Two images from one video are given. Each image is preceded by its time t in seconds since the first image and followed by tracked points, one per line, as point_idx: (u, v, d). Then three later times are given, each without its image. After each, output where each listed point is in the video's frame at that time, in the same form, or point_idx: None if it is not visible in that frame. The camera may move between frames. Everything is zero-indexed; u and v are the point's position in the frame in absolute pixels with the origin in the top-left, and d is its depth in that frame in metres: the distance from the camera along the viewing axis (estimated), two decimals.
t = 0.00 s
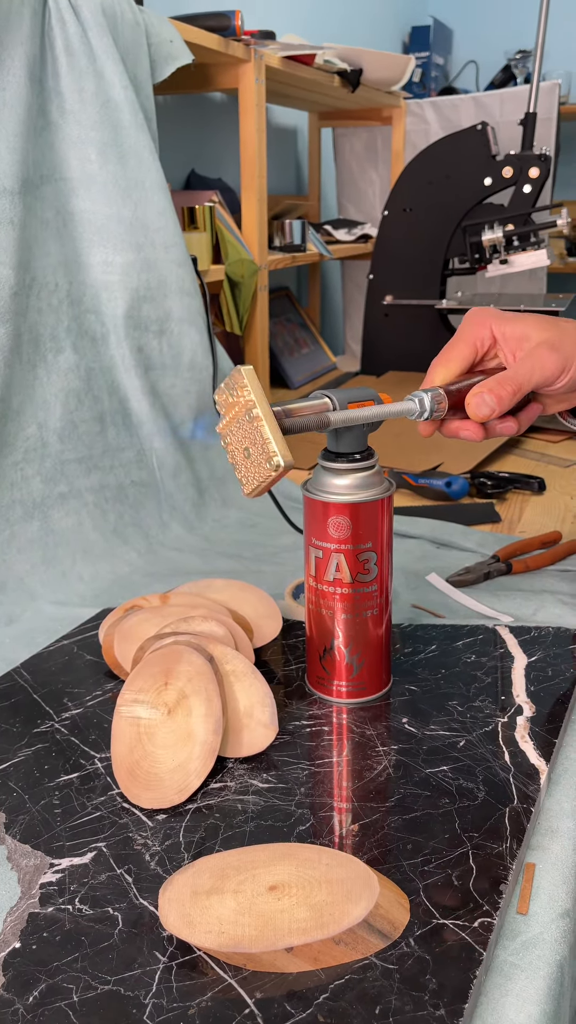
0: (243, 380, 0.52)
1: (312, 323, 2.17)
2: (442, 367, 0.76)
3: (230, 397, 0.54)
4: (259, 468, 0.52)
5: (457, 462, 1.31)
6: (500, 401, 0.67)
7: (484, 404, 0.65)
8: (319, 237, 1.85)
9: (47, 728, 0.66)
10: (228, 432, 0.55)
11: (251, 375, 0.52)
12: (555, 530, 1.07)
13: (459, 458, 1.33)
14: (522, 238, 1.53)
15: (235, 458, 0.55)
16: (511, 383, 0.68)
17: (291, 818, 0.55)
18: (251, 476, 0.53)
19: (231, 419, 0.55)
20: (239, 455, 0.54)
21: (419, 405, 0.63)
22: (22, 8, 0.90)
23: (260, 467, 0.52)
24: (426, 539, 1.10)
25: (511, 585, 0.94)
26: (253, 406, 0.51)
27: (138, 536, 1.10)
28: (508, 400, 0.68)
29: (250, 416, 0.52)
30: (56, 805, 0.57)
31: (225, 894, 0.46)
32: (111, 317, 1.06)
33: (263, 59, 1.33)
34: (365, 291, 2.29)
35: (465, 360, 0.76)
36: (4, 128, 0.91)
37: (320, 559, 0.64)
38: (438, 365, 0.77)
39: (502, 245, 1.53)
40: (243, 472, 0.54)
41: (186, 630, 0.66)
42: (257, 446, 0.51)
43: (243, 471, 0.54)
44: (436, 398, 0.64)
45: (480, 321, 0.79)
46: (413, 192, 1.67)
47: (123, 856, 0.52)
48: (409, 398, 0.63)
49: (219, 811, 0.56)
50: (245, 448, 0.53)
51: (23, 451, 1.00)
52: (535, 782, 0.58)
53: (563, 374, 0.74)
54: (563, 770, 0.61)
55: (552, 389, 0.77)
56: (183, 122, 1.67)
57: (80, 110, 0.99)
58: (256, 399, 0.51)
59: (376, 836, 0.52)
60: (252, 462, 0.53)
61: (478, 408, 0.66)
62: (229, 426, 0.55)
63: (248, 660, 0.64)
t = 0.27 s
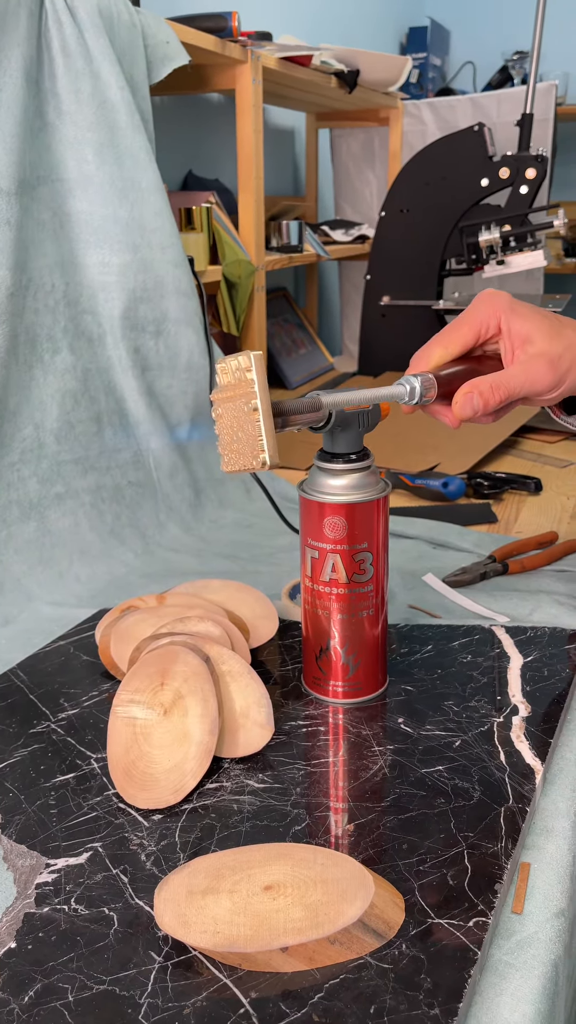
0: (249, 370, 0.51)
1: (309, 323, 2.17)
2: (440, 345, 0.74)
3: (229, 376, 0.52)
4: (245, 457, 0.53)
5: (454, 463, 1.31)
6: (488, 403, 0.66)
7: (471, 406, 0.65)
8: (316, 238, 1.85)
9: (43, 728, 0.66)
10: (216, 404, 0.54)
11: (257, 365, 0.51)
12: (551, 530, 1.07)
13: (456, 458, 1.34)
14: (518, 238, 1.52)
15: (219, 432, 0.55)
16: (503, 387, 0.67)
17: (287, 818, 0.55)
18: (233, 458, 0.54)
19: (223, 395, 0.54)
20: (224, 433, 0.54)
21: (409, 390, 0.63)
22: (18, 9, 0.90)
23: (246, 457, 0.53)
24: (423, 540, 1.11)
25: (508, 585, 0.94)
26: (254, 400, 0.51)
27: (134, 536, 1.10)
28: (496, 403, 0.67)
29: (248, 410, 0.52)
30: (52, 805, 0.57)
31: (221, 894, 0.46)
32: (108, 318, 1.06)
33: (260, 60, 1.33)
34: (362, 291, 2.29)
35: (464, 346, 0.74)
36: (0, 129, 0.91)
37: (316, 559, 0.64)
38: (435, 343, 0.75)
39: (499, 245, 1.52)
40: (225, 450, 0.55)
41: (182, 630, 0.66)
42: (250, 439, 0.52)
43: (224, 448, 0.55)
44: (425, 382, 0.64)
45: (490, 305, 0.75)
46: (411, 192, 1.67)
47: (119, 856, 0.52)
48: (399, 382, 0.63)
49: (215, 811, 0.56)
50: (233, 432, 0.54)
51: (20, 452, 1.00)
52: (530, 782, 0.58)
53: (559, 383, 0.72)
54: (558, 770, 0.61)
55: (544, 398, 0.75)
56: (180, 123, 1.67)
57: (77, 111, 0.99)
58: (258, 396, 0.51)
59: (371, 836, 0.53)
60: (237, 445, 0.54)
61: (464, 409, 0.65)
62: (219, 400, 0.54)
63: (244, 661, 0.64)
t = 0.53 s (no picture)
0: (255, 368, 0.51)
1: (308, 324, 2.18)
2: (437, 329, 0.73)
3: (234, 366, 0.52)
4: (239, 449, 0.54)
5: (452, 464, 1.31)
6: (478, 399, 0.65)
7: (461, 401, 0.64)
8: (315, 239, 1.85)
9: (41, 729, 0.66)
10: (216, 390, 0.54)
11: (264, 362, 0.51)
12: (550, 531, 1.07)
13: (454, 459, 1.34)
14: (517, 238, 1.54)
15: (216, 417, 0.55)
16: (493, 384, 0.66)
17: (286, 819, 0.55)
18: (227, 445, 0.55)
19: (225, 382, 0.54)
20: (221, 420, 0.55)
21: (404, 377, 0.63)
22: (16, 10, 0.90)
23: (240, 449, 0.54)
24: (421, 541, 1.11)
25: (506, 585, 0.94)
26: (256, 398, 0.51)
27: (133, 537, 1.10)
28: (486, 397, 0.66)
29: (248, 407, 0.52)
30: (50, 807, 0.57)
31: (219, 895, 0.46)
32: (106, 319, 1.06)
33: (258, 61, 1.33)
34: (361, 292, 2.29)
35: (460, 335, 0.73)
36: None
37: (314, 560, 0.64)
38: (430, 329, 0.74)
39: (497, 246, 1.53)
40: (219, 435, 0.55)
41: (180, 631, 0.66)
42: (246, 434, 0.53)
43: (219, 433, 0.55)
44: (419, 370, 0.64)
45: (492, 296, 0.74)
46: (409, 195, 1.68)
47: (117, 856, 0.52)
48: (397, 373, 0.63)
49: (213, 812, 0.56)
50: (230, 422, 0.54)
51: (18, 453, 1.00)
52: (528, 783, 0.58)
53: (551, 384, 0.72)
54: (557, 770, 0.61)
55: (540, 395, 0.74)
56: (179, 124, 1.67)
57: (75, 112, 0.99)
58: (260, 394, 0.51)
59: (369, 837, 0.53)
60: (234, 438, 0.54)
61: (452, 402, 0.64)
62: (220, 386, 0.54)
63: (242, 662, 0.64)
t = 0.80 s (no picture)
0: (249, 377, 0.50)
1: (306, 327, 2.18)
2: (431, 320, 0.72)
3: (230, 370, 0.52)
4: (227, 451, 0.54)
5: (450, 466, 1.31)
6: (469, 396, 0.65)
7: (452, 399, 0.64)
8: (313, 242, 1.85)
9: (40, 732, 0.66)
10: (211, 388, 0.54)
11: (258, 373, 0.50)
12: (547, 534, 1.07)
13: (452, 462, 1.34)
14: (514, 242, 1.55)
15: (208, 415, 0.55)
16: (486, 380, 0.67)
17: (284, 821, 0.55)
18: (216, 443, 0.55)
19: (221, 383, 0.54)
20: (213, 418, 0.55)
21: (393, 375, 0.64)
22: (15, 15, 0.90)
23: (227, 452, 0.54)
24: (419, 543, 1.11)
25: (504, 588, 0.95)
26: (246, 407, 0.51)
27: (131, 540, 1.10)
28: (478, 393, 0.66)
29: (238, 415, 0.52)
30: (48, 810, 0.57)
31: (217, 897, 0.46)
32: (105, 322, 1.07)
33: (256, 65, 1.34)
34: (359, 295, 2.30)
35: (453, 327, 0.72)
36: None
37: (312, 563, 0.64)
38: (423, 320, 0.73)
39: (495, 250, 1.54)
40: (210, 432, 0.56)
41: (178, 634, 0.66)
42: (234, 439, 0.53)
43: (210, 430, 0.55)
44: (410, 367, 0.64)
45: (486, 289, 0.74)
46: (407, 198, 1.68)
47: (116, 859, 0.52)
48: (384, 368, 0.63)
49: (211, 815, 0.56)
50: (221, 423, 0.54)
51: (17, 456, 1.00)
52: (526, 784, 0.58)
53: (541, 383, 0.72)
54: (554, 770, 0.62)
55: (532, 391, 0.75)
56: (177, 128, 1.68)
57: (73, 116, 0.99)
58: (251, 405, 0.51)
59: (367, 839, 0.53)
60: (223, 441, 0.54)
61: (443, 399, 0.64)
62: (215, 385, 0.54)
63: (240, 665, 0.64)
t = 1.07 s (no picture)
0: (242, 370, 0.51)
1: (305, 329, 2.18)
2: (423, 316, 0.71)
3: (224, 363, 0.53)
4: (217, 445, 0.55)
5: (448, 468, 1.32)
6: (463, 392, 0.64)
7: (446, 394, 0.63)
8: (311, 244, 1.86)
9: (38, 734, 0.67)
10: (204, 380, 0.55)
11: (250, 366, 0.51)
12: (545, 535, 1.07)
13: (450, 463, 1.34)
14: (511, 244, 1.56)
15: (200, 408, 0.56)
16: (480, 376, 0.65)
17: (282, 822, 0.55)
18: (206, 436, 0.56)
19: (215, 377, 0.54)
20: (204, 412, 0.55)
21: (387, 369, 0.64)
22: (14, 18, 0.90)
23: (217, 445, 0.54)
24: (418, 545, 1.11)
25: (501, 590, 0.95)
26: (238, 400, 0.52)
27: (130, 542, 1.11)
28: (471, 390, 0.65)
29: (229, 408, 0.52)
30: (47, 811, 0.57)
31: (215, 898, 0.47)
32: (104, 324, 1.07)
33: (254, 68, 1.34)
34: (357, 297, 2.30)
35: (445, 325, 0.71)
36: None
37: (310, 565, 0.64)
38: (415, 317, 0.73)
39: (493, 252, 1.55)
40: (201, 426, 0.56)
41: (177, 636, 0.66)
42: (225, 432, 0.53)
43: (201, 424, 0.56)
44: (403, 363, 0.65)
45: (478, 284, 0.73)
46: (405, 200, 1.68)
47: (115, 860, 0.52)
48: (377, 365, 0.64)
49: (210, 816, 0.56)
50: (212, 417, 0.54)
51: (16, 458, 1.01)
52: (523, 785, 0.58)
53: (534, 380, 0.71)
54: (551, 772, 0.62)
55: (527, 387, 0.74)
56: (175, 130, 1.68)
57: (72, 119, 0.99)
58: (242, 398, 0.52)
59: (365, 840, 0.53)
60: (214, 436, 0.55)
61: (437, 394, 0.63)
62: (209, 378, 0.55)
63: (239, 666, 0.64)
